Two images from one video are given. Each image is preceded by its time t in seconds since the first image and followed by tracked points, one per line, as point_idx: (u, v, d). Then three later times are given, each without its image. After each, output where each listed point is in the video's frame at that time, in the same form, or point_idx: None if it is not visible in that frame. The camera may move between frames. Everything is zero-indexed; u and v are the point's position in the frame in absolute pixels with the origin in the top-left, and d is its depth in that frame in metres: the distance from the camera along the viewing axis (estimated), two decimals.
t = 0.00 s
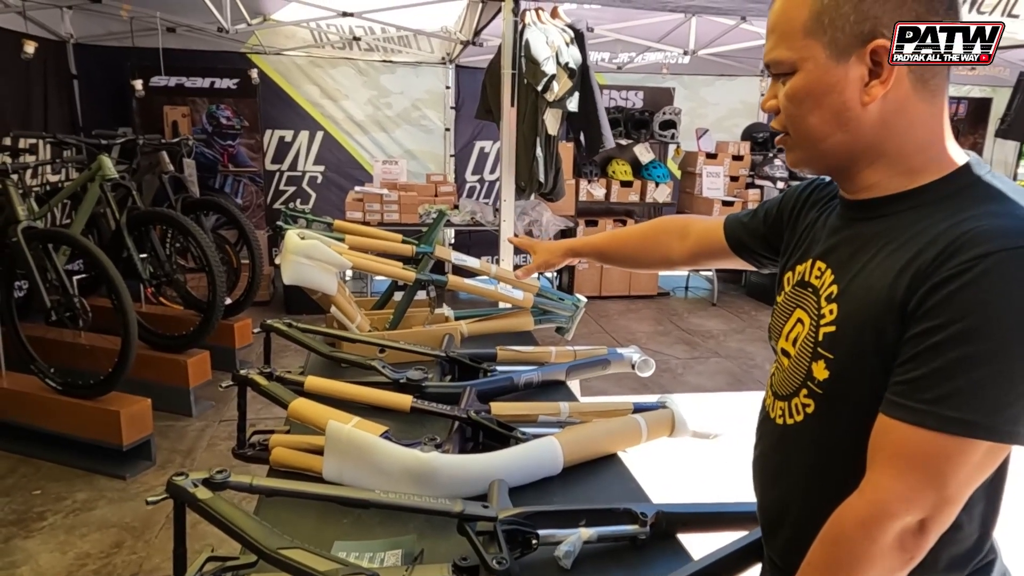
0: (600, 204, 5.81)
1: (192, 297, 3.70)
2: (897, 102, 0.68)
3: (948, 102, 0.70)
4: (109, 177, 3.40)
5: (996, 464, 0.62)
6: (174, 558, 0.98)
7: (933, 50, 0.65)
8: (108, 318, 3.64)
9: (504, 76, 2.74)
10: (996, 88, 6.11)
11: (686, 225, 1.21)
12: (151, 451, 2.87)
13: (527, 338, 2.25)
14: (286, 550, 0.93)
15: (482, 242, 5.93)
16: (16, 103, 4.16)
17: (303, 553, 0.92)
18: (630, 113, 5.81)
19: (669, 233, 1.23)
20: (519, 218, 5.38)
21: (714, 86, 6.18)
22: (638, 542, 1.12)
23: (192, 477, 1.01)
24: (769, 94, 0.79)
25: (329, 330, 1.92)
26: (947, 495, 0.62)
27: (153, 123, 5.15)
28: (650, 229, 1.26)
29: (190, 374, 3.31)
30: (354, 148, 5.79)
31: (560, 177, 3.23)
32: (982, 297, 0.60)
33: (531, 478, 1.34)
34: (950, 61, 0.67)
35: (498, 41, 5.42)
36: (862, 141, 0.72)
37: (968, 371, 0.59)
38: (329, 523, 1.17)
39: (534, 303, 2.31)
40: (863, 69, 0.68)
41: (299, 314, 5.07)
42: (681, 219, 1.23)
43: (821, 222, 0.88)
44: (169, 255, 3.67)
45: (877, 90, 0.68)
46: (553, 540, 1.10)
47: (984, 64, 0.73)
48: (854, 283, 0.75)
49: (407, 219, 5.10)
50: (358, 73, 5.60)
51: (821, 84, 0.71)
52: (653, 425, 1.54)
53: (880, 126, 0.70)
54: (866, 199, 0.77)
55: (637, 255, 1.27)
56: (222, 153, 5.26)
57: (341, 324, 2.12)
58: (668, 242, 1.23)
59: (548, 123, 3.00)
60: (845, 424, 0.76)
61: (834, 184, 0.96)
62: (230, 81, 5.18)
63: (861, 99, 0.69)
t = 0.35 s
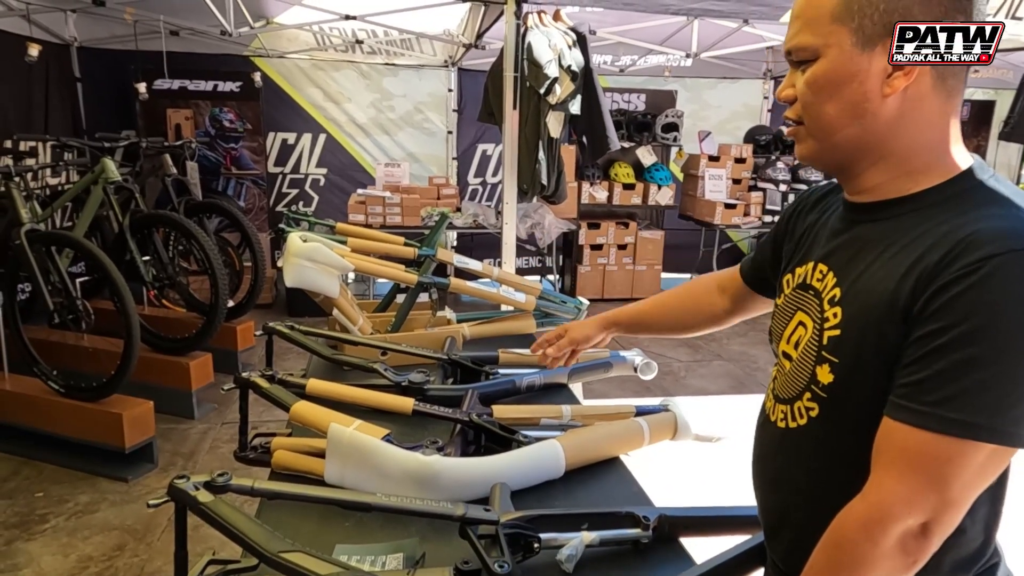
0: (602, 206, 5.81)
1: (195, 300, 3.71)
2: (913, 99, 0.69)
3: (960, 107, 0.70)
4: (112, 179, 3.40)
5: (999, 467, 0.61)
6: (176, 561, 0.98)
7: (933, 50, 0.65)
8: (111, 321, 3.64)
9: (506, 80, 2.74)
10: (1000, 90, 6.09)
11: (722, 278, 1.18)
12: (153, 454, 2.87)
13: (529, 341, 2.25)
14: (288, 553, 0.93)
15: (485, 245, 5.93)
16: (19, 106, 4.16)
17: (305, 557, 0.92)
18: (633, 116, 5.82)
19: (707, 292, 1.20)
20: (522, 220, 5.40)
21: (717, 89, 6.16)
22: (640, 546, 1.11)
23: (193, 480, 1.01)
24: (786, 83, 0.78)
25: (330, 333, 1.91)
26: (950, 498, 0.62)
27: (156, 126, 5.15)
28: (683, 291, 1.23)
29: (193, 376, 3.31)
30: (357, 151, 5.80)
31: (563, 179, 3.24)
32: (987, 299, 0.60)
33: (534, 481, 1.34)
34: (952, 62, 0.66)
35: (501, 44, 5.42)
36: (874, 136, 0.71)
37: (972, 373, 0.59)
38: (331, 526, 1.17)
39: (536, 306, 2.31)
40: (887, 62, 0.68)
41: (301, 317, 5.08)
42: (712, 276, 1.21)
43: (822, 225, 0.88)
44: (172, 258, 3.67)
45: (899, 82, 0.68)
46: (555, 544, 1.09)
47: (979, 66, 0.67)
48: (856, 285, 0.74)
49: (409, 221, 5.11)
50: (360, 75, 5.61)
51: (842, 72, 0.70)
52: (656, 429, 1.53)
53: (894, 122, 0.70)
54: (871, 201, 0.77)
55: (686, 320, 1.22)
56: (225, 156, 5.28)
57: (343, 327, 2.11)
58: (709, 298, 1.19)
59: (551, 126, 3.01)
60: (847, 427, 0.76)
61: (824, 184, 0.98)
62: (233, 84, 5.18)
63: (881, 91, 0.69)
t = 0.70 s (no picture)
0: (604, 209, 5.82)
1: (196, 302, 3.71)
2: (929, 110, 0.68)
3: (959, 109, 0.70)
4: (115, 182, 3.41)
5: (980, 459, 0.61)
6: (176, 562, 0.98)
7: (933, 50, 0.65)
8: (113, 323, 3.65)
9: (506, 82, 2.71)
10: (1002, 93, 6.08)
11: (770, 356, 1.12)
12: (155, 456, 2.88)
13: (530, 343, 2.25)
14: (286, 556, 0.93)
15: (486, 247, 5.94)
16: (22, 109, 4.17)
17: (304, 560, 0.92)
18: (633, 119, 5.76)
19: (757, 375, 1.14)
20: (524, 223, 5.41)
21: (719, 92, 6.18)
22: (641, 550, 1.11)
23: (193, 481, 1.01)
24: (794, 84, 0.75)
25: (330, 334, 1.91)
26: (927, 489, 0.61)
27: (159, 128, 5.16)
28: (738, 384, 1.17)
29: (195, 378, 3.31)
30: (359, 153, 5.82)
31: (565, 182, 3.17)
32: (960, 288, 0.60)
33: (533, 484, 1.34)
34: (951, 63, 0.65)
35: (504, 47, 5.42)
36: (887, 143, 0.70)
37: (945, 362, 0.59)
38: (331, 529, 1.17)
39: (537, 309, 2.31)
40: (913, 73, 0.66)
41: (303, 319, 5.09)
42: (756, 359, 1.15)
43: (821, 225, 0.87)
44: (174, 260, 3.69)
45: (922, 96, 0.67)
46: (555, 547, 1.09)
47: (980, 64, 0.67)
48: (843, 279, 0.74)
49: (410, 223, 5.13)
50: (363, 78, 5.63)
51: (867, 81, 0.68)
52: (656, 431, 1.54)
53: (909, 131, 0.69)
54: (865, 198, 0.77)
55: (750, 410, 1.13)
56: (227, 158, 5.30)
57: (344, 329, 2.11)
58: (759, 377, 1.12)
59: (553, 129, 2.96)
60: (837, 423, 0.75)
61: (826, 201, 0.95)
62: (236, 87, 5.19)
63: (903, 103, 0.68)
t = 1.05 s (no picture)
0: (604, 212, 5.81)
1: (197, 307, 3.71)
2: (942, 117, 0.67)
3: (971, 112, 0.69)
4: (115, 186, 3.41)
5: (999, 475, 0.60)
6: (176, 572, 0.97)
7: (933, 50, 0.63)
8: (113, 327, 3.65)
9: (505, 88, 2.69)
10: (1004, 96, 6.07)
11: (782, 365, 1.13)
12: (155, 461, 2.87)
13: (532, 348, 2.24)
14: (286, 566, 0.92)
15: (488, 251, 5.93)
16: (23, 114, 4.17)
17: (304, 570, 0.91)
18: (635, 122, 5.75)
19: (769, 384, 1.14)
20: (525, 226, 5.42)
21: (720, 95, 6.19)
22: (645, 559, 1.10)
23: (193, 491, 1.00)
24: (802, 105, 0.74)
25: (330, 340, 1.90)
26: (947, 505, 0.60)
27: (160, 132, 5.16)
28: (750, 393, 1.18)
29: (195, 383, 3.30)
30: (360, 157, 5.82)
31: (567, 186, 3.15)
32: (977, 300, 0.59)
33: (537, 492, 1.33)
34: (953, 63, 0.64)
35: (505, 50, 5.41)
36: (902, 155, 0.69)
37: (961, 375, 0.59)
38: (332, 538, 1.16)
39: (539, 313, 2.29)
40: (921, 84, 0.65)
41: (303, 323, 5.08)
42: (767, 368, 1.16)
43: (837, 232, 0.86)
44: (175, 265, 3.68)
45: (935, 103, 0.66)
46: (559, 556, 1.08)
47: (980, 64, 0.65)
48: (861, 288, 0.74)
49: (411, 227, 5.12)
50: (364, 82, 5.64)
51: (876, 100, 0.67)
52: (660, 438, 1.53)
53: (922, 141, 0.68)
54: (882, 207, 0.76)
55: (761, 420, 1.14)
56: (228, 163, 5.29)
57: (345, 334, 2.10)
58: (771, 386, 1.13)
59: (554, 134, 2.89)
60: (853, 434, 0.75)
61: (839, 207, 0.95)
62: (237, 91, 5.22)
63: (915, 113, 0.67)
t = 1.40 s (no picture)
0: (611, 215, 5.76)
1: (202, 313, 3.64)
2: None
3: None
4: (119, 191, 3.35)
5: None
6: None
7: (931, 50, 0.68)
8: (116, 334, 3.58)
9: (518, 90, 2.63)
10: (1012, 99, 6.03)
11: (833, 381, 1.08)
12: (160, 472, 2.80)
13: (549, 357, 2.18)
14: None
15: (493, 254, 5.87)
16: (23, 116, 4.10)
17: None
18: (642, 124, 5.70)
19: (819, 401, 1.10)
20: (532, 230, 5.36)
21: (726, 96, 6.14)
22: None
23: (214, 520, 0.94)
24: (929, 78, 0.66)
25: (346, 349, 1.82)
26: None
27: (162, 135, 5.09)
28: (797, 410, 1.13)
29: (200, 391, 3.24)
30: (364, 160, 5.76)
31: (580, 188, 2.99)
32: None
33: (569, 512, 1.26)
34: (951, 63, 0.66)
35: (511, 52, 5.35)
36: None
37: None
38: (357, 564, 1.10)
39: (557, 321, 2.23)
40: None
41: (307, 328, 5.02)
42: (817, 383, 1.12)
43: (904, 243, 0.82)
44: (179, 270, 3.61)
45: None
46: None
47: (981, 66, 0.64)
48: (946, 309, 0.69)
49: (417, 231, 5.07)
50: (368, 85, 5.59)
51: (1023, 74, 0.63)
52: (692, 453, 1.47)
53: None
54: (966, 220, 0.72)
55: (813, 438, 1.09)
56: (231, 166, 5.23)
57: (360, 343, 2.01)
58: (823, 404, 1.08)
59: (567, 137, 2.82)
60: (938, 464, 0.70)
61: (899, 214, 0.91)
62: (240, 94, 5.16)
63: None
